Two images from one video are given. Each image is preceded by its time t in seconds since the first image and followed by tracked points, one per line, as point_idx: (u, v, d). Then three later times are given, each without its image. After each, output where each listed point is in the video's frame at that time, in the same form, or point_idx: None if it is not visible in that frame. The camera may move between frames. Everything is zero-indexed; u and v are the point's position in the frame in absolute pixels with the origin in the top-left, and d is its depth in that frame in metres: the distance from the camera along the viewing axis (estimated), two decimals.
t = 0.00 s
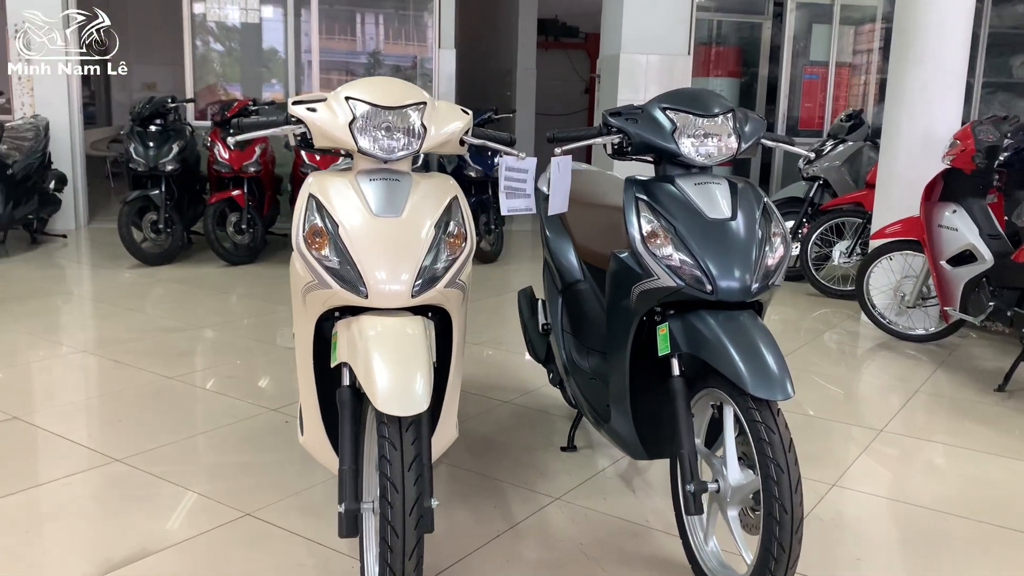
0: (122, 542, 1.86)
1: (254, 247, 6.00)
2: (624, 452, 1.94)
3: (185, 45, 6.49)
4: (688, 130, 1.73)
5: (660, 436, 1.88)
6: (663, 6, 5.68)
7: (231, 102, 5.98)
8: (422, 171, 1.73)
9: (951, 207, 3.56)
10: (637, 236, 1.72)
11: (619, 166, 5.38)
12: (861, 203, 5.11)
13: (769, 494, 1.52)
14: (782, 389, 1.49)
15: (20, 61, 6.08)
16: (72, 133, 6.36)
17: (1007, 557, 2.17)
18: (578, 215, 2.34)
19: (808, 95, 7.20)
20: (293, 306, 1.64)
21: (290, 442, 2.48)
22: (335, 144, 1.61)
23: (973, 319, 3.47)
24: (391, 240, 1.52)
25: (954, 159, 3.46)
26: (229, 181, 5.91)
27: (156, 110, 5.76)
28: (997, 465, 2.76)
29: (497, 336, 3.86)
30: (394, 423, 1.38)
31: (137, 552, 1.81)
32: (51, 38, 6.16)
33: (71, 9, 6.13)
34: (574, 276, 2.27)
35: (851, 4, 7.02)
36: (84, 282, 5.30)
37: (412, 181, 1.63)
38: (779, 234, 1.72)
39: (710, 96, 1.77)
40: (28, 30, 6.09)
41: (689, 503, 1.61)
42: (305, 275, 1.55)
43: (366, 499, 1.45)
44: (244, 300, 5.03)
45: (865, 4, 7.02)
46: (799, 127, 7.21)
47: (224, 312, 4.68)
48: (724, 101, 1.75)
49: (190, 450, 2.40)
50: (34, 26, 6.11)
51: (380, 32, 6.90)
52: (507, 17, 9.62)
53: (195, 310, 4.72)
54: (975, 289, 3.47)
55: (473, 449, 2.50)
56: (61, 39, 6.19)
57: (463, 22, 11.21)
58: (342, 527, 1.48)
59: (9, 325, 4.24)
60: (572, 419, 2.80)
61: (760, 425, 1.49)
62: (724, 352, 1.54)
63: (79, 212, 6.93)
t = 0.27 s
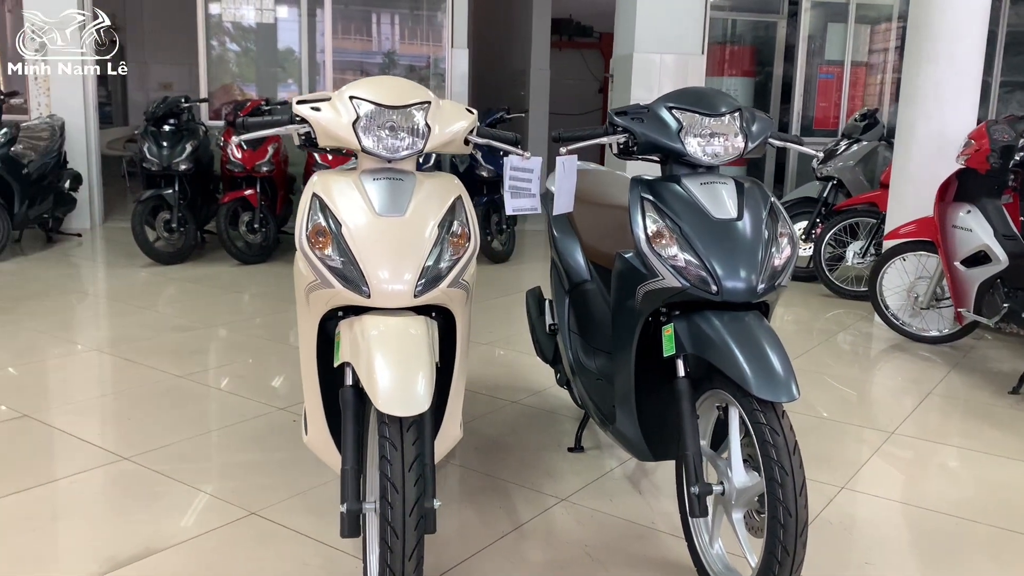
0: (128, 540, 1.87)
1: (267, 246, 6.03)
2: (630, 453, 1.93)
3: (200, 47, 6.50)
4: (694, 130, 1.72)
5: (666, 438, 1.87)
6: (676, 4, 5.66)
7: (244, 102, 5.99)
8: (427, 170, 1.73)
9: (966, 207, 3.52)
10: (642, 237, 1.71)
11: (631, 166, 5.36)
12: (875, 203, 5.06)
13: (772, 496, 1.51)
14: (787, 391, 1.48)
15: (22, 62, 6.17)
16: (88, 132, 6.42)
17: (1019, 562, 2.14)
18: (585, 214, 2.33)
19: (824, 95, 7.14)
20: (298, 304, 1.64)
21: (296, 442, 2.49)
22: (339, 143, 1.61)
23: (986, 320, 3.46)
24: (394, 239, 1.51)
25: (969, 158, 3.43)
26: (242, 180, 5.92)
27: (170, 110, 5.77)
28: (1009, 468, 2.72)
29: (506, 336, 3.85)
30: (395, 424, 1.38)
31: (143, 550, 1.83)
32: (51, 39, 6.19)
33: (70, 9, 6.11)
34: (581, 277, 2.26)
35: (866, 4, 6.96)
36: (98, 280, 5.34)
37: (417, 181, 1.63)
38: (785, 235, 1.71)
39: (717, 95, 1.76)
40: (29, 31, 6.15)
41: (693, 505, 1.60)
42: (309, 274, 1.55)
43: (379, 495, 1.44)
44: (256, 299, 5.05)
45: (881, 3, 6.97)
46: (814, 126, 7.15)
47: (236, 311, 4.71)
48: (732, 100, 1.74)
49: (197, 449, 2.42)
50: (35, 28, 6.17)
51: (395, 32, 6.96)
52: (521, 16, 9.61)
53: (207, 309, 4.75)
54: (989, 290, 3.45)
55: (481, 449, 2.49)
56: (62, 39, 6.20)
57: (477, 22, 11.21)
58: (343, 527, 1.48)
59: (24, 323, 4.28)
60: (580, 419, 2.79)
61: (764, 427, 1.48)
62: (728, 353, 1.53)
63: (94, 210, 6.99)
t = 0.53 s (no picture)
0: (131, 539, 1.88)
1: (275, 246, 6.04)
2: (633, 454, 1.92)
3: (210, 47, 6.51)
4: (698, 129, 1.71)
5: (670, 438, 1.85)
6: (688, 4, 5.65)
7: (254, 102, 6.00)
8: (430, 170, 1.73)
9: (976, 207, 3.50)
10: (646, 237, 1.70)
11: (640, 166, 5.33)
12: (886, 204, 5.02)
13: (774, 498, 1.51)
14: (790, 393, 1.47)
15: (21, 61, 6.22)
16: (98, 132, 6.46)
17: None
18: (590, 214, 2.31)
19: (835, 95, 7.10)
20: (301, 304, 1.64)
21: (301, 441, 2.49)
22: (341, 142, 1.61)
23: (996, 321, 3.43)
24: (396, 239, 1.51)
25: (980, 158, 3.40)
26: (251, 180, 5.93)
27: (179, 111, 5.80)
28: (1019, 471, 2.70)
29: (513, 336, 3.84)
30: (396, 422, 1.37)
31: (147, 549, 1.83)
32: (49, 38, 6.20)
33: (70, 9, 6.12)
34: (586, 276, 2.24)
35: (878, 3, 6.92)
36: (108, 280, 5.37)
37: (419, 180, 1.63)
38: (790, 235, 1.69)
39: (721, 94, 1.74)
40: (28, 31, 6.16)
41: (696, 507, 1.59)
42: (311, 273, 1.55)
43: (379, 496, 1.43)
44: (264, 299, 5.06)
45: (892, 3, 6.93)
46: (825, 126, 7.10)
47: (244, 311, 4.72)
48: (736, 99, 1.73)
49: (202, 448, 2.42)
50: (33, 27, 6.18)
51: (408, 34, 7.03)
52: (530, 16, 9.60)
53: (216, 309, 4.76)
54: (999, 291, 3.42)
55: (485, 450, 2.49)
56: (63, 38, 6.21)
57: (486, 23, 11.21)
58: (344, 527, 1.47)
59: (33, 322, 4.30)
60: (586, 420, 2.78)
61: (768, 429, 1.48)
62: (732, 354, 1.52)
63: (104, 210, 7.02)
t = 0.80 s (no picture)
0: (133, 537, 1.89)
1: (282, 247, 6.06)
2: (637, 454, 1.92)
3: (219, 49, 6.54)
4: (700, 129, 1.71)
5: (673, 439, 1.85)
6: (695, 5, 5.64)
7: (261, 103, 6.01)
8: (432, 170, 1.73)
9: (983, 208, 3.48)
10: (647, 236, 1.70)
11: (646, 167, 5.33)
12: (894, 205, 4.99)
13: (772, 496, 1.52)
14: (790, 393, 1.46)
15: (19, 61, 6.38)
16: (107, 133, 6.50)
17: None
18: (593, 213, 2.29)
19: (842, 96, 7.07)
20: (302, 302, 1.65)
21: (303, 440, 2.50)
22: (343, 141, 1.61)
23: (1003, 323, 3.40)
24: (396, 238, 1.51)
25: (987, 158, 3.38)
26: (258, 181, 5.94)
27: (187, 112, 5.84)
28: None
29: (517, 337, 3.83)
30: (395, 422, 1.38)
31: (149, 547, 1.84)
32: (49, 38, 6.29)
33: (70, 9, 6.19)
34: (589, 276, 2.23)
35: (886, 4, 6.90)
36: (115, 280, 5.40)
37: (420, 179, 1.63)
38: (792, 235, 1.69)
39: (723, 92, 1.74)
40: (29, 31, 6.27)
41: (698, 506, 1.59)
42: (311, 272, 1.55)
43: (378, 495, 1.44)
44: (270, 300, 5.07)
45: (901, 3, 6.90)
46: (833, 127, 7.06)
47: (250, 311, 4.73)
48: (739, 99, 1.72)
49: (207, 446, 2.44)
50: (31, 28, 6.31)
51: (418, 36, 7.08)
52: (537, 18, 9.61)
53: (223, 309, 4.78)
54: (1006, 292, 3.39)
55: (488, 449, 2.49)
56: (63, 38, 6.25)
57: (494, 25, 11.23)
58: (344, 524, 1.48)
59: (41, 322, 4.32)
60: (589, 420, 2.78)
61: (768, 428, 1.48)
62: (732, 354, 1.51)
63: (113, 210, 7.06)
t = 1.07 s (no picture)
0: (130, 537, 1.90)
1: (286, 249, 6.07)
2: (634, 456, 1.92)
3: (226, 51, 6.55)
4: (696, 130, 1.71)
5: (670, 442, 1.85)
6: (701, 8, 5.64)
7: (266, 105, 6.02)
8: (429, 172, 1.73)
9: (986, 211, 3.46)
10: (643, 238, 1.69)
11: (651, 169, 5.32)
12: (899, 208, 4.97)
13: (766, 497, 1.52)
14: (785, 395, 1.46)
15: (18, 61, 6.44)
16: (114, 135, 6.53)
17: None
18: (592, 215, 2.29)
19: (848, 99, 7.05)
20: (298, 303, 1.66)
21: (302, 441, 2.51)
22: (339, 143, 1.62)
23: (1007, 326, 3.38)
24: (392, 239, 1.51)
25: (990, 161, 3.38)
26: (264, 184, 5.95)
27: (192, 114, 5.83)
28: None
29: (519, 339, 3.83)
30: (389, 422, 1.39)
31: (146, 547, 1.85)
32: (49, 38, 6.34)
33: (70, 9, 6.19)
34: (588, 279, 2.22)
35: (893, 6, 6.88)
36: (120, 282, 5.42)
37: (416, 181, 1.63)
38: (788, 237, 1.69)
39: (720, 95, 1.74)
40: (29, 31, 6.33)
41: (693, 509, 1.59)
42: (306, 272, 1.55)
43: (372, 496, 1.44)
44: (274, 302, 5.09)
45: (908, 6, 6.88)
46: (839, 130, 7.03)
47: (253, 313, 4.74)
48: (736, 101, 1.72)
49: (207, 446, 2.45)
50: (31, 28, 6.37)
51: (425, 39, 7.11)
52: (543, 20, 9.62)
53: (227, 310, 4.79)
54: (1010, 295, 3.37)
55: (487, 451, 2.49)
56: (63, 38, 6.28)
57: (501, 28, 11.24)
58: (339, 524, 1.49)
59: (47, 322, 4.35)
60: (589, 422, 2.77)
61: (762, 431, 1.48)
62: (728, 356, 1.51)
63: (119, 212, 7.09)
